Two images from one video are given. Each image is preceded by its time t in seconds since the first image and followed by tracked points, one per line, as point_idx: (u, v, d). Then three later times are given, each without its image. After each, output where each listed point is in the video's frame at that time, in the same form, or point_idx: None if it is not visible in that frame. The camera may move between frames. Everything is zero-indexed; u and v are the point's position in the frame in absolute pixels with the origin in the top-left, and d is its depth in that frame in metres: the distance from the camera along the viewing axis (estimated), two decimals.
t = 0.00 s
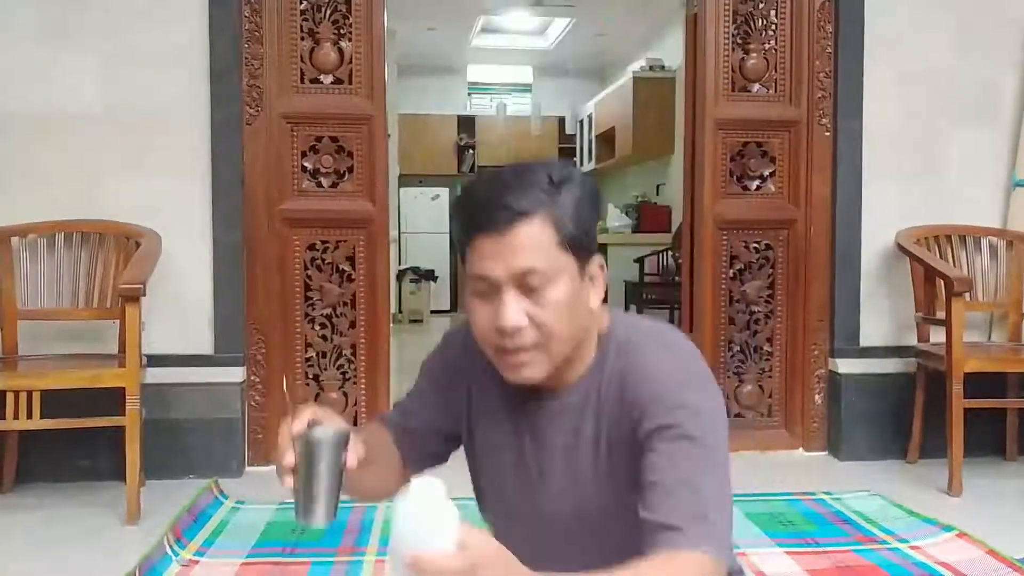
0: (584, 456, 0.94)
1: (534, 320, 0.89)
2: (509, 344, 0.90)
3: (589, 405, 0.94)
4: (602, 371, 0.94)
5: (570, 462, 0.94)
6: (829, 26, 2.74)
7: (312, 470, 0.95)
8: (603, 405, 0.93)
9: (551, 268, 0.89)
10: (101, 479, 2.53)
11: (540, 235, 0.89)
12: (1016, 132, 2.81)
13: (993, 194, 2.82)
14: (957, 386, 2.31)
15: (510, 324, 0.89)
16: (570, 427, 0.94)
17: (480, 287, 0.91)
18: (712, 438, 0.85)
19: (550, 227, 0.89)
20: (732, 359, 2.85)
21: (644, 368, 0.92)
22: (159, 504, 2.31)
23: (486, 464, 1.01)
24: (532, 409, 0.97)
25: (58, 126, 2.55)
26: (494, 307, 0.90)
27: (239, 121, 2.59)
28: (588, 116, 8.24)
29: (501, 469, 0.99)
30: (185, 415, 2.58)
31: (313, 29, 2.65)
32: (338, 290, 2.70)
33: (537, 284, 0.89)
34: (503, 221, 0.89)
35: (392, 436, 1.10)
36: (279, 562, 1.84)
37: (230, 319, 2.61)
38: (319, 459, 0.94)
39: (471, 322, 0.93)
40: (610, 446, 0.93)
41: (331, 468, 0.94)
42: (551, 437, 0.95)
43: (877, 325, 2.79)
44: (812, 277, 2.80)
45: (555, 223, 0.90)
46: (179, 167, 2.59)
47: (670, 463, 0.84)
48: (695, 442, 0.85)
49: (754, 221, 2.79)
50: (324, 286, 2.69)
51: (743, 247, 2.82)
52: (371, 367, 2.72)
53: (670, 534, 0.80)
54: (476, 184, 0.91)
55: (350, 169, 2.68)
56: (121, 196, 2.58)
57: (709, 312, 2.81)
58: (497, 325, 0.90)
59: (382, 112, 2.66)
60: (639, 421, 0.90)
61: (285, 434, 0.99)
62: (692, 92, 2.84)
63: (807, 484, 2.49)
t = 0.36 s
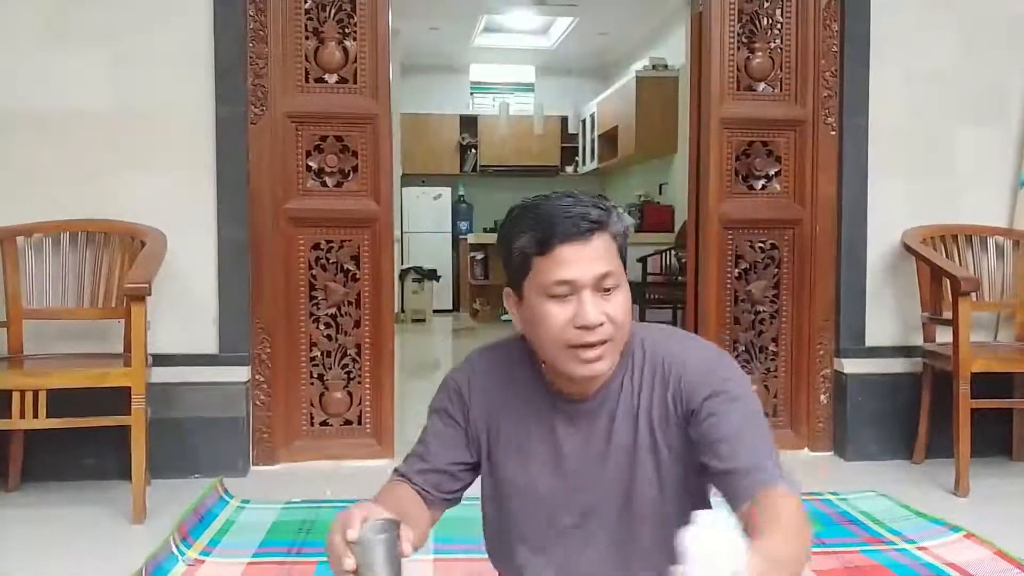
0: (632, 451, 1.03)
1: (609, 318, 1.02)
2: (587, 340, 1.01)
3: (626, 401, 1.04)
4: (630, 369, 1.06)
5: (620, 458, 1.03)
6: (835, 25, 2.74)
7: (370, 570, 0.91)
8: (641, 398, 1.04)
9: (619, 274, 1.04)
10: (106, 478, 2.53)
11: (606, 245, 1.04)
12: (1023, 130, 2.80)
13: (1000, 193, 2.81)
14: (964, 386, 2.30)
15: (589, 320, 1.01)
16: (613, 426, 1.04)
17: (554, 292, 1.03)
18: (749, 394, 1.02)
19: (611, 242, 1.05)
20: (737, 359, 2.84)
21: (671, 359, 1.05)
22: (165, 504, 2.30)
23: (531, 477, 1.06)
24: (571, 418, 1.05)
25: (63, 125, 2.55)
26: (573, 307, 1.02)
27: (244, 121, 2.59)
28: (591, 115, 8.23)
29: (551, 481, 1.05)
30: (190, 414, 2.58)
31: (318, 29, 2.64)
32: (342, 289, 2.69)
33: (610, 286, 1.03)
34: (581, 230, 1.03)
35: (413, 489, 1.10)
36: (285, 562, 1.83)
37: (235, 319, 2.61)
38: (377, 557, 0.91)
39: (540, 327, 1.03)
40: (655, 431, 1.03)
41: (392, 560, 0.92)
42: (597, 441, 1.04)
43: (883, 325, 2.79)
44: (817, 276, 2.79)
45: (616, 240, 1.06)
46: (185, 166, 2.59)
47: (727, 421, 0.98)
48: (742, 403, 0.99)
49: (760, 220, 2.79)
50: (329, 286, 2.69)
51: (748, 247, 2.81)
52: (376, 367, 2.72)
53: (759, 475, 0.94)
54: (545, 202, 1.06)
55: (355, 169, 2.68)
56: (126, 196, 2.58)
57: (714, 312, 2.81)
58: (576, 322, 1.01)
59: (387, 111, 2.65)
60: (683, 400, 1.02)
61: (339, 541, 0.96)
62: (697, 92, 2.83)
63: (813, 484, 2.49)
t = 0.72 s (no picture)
0: (669, 416, 1.05)
1: (635, 281, 1.05)
2: (616, 305, 1.03)
3: (657, 368, 1.07)
4: (655, 338, 1.09)
5: (659, 424, 1.05)
6: (837, 18, 2.72)
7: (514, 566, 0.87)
8: (671, 364, 1.08)
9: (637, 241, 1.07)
10: (105, 472, 2.52)
11: (622, 214, 1.07)
12: None
13: (1003, 187, 2.79)
14: (967, 380, 2.29)
15: (616, 284, 1.04)
16: (649, 395, 1.06)
17: (579, 263, 1.05)
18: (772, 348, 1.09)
19: (627, 212, 1.09)
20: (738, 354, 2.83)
21: (696, 324, 1.10)
22: (164, 497, 2.30)
23: (574, 452, 1.05)
24: (605, 391, 1.06)
25: (63, 118, 2.54)
26: (600, 275, 1.05)
27: (244, 114, 2.58)
28: (592, 113, 8.20)
29: (592, 452, 1.04)
30: (190, 408, 2.57)
31: (318, 22, 2.63)
32: (342, 284, 2.68)
33: (630, 253, 1.06)
34: (599, 200, 1.06)
35: (443, 482, 1.07)
36: (284, 555, 1.83)
37: (236, 312, 2.60)
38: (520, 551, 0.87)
39: (569, 300, 1.05)
40: (690, 394, 1.07)
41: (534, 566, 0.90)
42: (632, 410, 1.05)
43: (886, 319, 2.77)
44: (818, 269, 2.78)
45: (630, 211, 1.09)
46: (185, 159, 2.58)
47: (768, 373, 1.05)
48: (772, 357, 1.07)
49: (761, 215, 2.77)
50: (329, 280, 2.68)
51: (750, 241, 2.80)
52: (376, 361, 2.71)
53: (815, 414, 1.02)
54: (557, 182, 1.09)
55: (355, 163, 2.67)
56: (125, 189, 2.57)
57: (716, 307, 2.80)
58: (605, 289, 1.04)
59: (387, 105, 2.64)
60: (717, 360, 1.07)
61: (462, 543, 0.90)
62: (699, 86, 2.82)
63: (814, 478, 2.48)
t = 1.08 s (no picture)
0: (664, 401, 1.03)
1: (631, 261, 1.01)
2: (613, 287, 1.00)
3: (651, 353, 1.04)
4: (651, 321, 1.06)
5: (653, 411, 1.02)
6: None
7: (607, 532, 0.87)
8: (666, 348, 1.05)
9: (629, 215, 1.03)
10: (95, 455, 2.51)
11: (613, 189, 1.03)
12: (1023, 108, 2.77)
13: (999, 171, 2.77)
14: (958, 363, 2.28)
15: (613, 266, 1.00)
16: (647, 380, 1.03)
17: (573, 246, 1.01)
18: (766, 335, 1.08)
19: (618, 187, 1.05)
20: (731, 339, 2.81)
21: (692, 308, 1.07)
22: (152, 480, 2.29)
23: (574, 439, 1.01)
24: (603, 377, 1.03)
25: (50, 100, 2.52)
26: (596, 256, 1.01)
27: (233, 97, 2.56)
28: (592, 102, 8.16)
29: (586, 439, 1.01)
30: (180, 392, 2.57)
31: (307, 4, 2.61)
32: (333, 268, 2.67)
33: (624, 232, 1.02)
34: (590, 177, 1.02)
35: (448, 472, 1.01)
36: (270, 535, 1.82)
37: (226, 296, 2.59)
38: (611, 514, 0.87)
39: (563, 283, 1.01)
40: (684, 382, 1.04)
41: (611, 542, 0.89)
42: (628, 394, 1.02)
43: (880, 303, 2.76)
44: (813, 252, 2.76)
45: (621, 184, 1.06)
46: (173, 142, 2.56)
47: (764, 365, 1.03)
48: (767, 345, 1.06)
49: (755, 199, 2.75)
50: (320, 265, 2.66)
51: (743, 226, 2.79)
52: (367, 345, 2.70)
53: (806, 412, 1.01)
54: (541, 157, 1.04)
55: (345, 146, 2.65)
56: (113, 171, 2.55)
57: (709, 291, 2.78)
58: (601, 271, 1.00)
59: (377, 87, 2.62)
60: (712, 347, 1.05)
61: (545, 523, 0.87)
62: (693, 69, 2.79)
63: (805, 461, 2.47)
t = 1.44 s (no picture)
0: (623, 382, 1.03)
1: (571, 217, 1.01)
2: (548, 240, 1.01)
3: (615, 332, 1.04)
4: (617, 300, 1.06)
5: (613, 390, 1.03)
6: None
7: (519, 521, 0.90)
8: (630, 327, 1.05)
9: (576, 170, 1.04)
10: (84, 423, 2.53)
11: (564, 144, 1.05)
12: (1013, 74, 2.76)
13: (988, 137, 2.77)
14: (940, 329, 2.29)
15: (549, 218, 1.01)
16: (609, 359, 1.03)
17: (514, 197, 1.04)
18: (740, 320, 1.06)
19: (574, 145, 1.07)
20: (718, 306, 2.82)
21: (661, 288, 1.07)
22: (140, 447, 2.31)
23: (529, 414, 1.04)
24: (562, 352, 1.04)
25: (32, 66, 2.50)
26: (534, 208, 1.02)
27: (217, 63, 2.54)
28: (586, 70, 8.10)
29: (541, 415, 1.03)
30: (167, 360, 2.57)
31: None
32: (321, 236, 2.66)
33: (568, 186, 1.03)
34: (540, 130, 1.05)
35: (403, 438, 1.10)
36: (256, 500, 1.84)
37: (212, 264, 2.59)
38: (528, 505, 0.90)
39: (503, 235, 1.03)
40: (647, 360, 1.04)
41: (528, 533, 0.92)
42: (586, 372, 1.03)
43: (866, 270, 2.77)
44: (800, 220, 2.77)
45: (577, 143, 1.08)
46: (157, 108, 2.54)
47: (730, 348, 1.02)
48: (740, 331, 1.04)
49: (743, 166, 2.75)
50: (307, 232, 2.65)
51: (731, 193, 2.78)
52: (355, 312, 2.70)
53: (771, 399, 0.99)
54: (501, 112, 1.07)
55: (332, 112, 2.63)
56: (97, 138, 2.53)
57: (697, 259, 2.79)
58: (536, 223, 1.01)
59: (364, 52, 2.60)
60: (679, 328, 1.04)
61: (463, 500, 0.93)
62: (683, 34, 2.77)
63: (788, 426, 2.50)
